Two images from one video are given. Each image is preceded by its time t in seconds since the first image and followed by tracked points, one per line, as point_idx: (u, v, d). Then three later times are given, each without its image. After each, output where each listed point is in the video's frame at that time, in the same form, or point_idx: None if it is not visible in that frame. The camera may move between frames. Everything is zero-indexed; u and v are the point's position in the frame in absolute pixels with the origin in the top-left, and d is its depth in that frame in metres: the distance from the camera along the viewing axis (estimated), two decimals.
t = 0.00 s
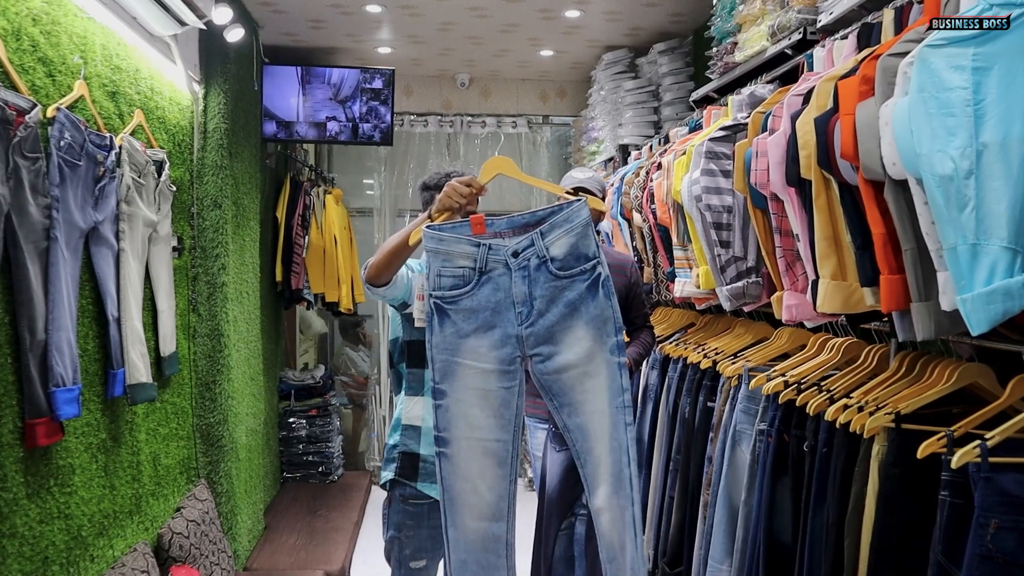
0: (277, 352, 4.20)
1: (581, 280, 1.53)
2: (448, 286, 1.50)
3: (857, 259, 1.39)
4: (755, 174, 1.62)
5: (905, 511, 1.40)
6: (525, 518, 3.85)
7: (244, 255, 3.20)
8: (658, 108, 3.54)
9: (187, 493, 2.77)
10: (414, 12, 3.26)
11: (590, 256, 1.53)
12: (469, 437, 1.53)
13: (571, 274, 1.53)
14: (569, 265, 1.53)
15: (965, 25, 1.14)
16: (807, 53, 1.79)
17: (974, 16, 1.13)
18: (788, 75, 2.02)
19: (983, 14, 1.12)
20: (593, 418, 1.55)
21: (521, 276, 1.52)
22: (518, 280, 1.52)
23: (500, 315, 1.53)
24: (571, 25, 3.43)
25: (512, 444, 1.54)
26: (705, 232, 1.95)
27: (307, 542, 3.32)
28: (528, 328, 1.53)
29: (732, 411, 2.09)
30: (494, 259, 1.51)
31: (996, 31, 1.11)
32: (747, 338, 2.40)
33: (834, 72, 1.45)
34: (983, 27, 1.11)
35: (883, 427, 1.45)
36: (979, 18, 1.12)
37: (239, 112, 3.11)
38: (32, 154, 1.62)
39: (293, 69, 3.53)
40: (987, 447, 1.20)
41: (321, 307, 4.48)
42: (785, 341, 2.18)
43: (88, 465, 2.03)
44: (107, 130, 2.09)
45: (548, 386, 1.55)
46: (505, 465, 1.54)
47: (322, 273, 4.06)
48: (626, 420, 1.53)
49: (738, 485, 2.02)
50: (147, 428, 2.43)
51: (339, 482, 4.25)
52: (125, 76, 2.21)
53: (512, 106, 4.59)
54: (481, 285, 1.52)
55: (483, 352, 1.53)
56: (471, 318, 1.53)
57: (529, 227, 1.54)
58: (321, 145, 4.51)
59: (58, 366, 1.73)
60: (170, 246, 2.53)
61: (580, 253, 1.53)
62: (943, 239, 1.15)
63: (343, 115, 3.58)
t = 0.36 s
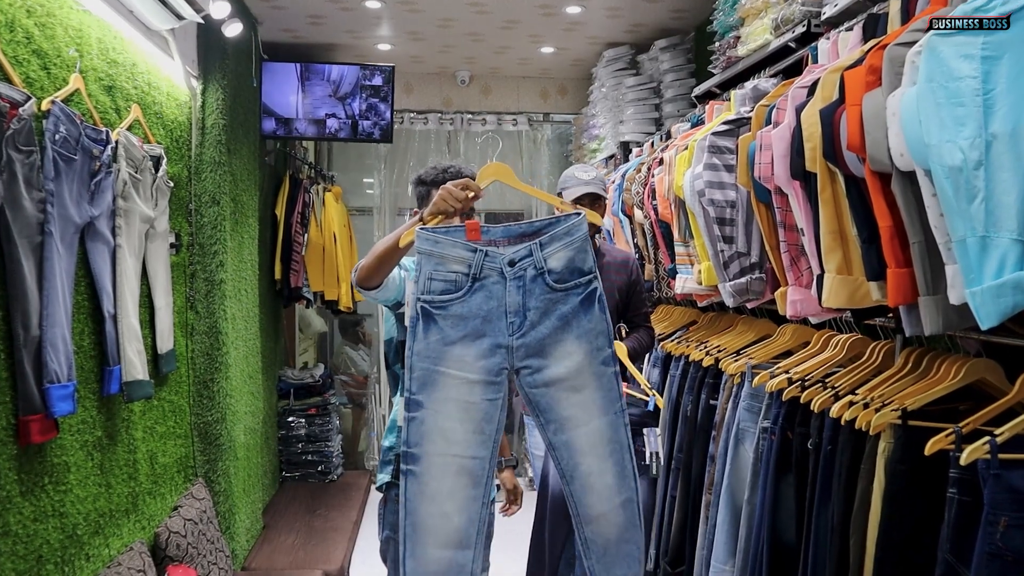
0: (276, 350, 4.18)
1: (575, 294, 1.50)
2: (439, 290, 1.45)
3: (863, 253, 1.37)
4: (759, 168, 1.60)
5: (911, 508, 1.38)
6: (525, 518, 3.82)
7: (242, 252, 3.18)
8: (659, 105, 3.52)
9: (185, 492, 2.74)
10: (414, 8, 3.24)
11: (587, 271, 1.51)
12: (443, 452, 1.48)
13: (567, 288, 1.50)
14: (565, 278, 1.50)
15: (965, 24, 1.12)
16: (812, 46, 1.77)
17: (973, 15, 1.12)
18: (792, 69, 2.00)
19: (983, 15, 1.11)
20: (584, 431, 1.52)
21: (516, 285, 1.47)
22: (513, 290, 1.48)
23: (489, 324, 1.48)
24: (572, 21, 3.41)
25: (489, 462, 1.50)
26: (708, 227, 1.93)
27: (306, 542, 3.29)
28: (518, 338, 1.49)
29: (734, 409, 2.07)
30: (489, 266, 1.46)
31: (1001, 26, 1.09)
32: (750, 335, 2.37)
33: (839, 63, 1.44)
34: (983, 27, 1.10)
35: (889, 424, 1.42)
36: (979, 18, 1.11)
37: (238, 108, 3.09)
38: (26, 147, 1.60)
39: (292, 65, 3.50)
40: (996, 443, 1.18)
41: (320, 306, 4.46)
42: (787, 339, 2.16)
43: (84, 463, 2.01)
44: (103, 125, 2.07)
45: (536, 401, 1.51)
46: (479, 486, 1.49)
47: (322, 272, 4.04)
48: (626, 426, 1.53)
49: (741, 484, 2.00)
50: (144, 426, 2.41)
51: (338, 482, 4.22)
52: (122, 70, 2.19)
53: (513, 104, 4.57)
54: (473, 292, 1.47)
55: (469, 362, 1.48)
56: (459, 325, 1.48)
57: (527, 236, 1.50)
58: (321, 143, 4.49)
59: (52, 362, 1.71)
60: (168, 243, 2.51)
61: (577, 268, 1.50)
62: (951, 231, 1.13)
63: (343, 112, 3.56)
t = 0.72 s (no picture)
0: (275, 350, 4.19)
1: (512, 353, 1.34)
2: (372, 326, 1.29)
3: (859, 250, 1.37)
4: (756, 166, 1.60)
5: (907, 503, 1.38)
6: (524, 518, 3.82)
7: (242, 252, 3.18)
8: (658, 105, 3.53)
9: (185, 490, 2.75)
10: (413, 8, 3.24)
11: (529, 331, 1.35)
12: (368, 483, 1.32)
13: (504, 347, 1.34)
14: (503, 337, 1.34)
15: (964, 25, 1.11)
16: (809, 45, 1.78)
17: (975, 16, 1.10)
18: (790, 68, 2.00)
19: (984, 15, 1.08)
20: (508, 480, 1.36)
21: (449, 335, 1.32)
22: (445, 338, 1.32)
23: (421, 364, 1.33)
24: (571, 21, 3.41)
25: (413, 492, 1.35)
26: (706, 225, 1.93)
27: (305, 541, 3.30)
28: (449, 381, 1.34)
29: (733, 407, 2.07)
30: (426, 309, 1.30)
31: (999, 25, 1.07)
32: (748, 334, 2.38)
33: (836, 60, 1.43)
34: (983, 28, 1.08)
35: (886, 420, 1.42)
36: (980, 20, 1.09)
37: (238, 108, 3.10)
38: (26, 145, 1.60)
39: (292, 65, 3.50)
40: (992, 438, 1.17)
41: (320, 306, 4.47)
42: (784, 337, 2.18)
43: (84, 460, 2.01)
44: (104, 124, 2.08)
45: (461, 441, 1.37)
46: (402, 516, 1.34)
47: (321, 271, 4.05)
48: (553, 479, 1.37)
49: (739, 481, 2.00)
50: (144, 424, 2.41)
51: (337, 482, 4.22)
52: (122, 69, 2.19)
53: (512, 104, 4.58)
54: (405, 332, 1.31)
55: (397, 397, 1.33)
56: (391, 363, 1.32)
57: (465, 287, 1.35)
58: (320, 143, 4.49)
59: (52, 360, 1.71)
60: (169, 242, 2.52)
61: (517, 327, 1.34)
62: (947, 227, 1.13)
63: (342, 112, 3.57)
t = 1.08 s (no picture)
0: (274, 351, 4.23)
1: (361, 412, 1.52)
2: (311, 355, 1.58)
3: (843, 252, 1.41)
4: (744, 169, 1.64)
5: (890, 498, 1.42)
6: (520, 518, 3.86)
7: (240, 254, 3.22)
8: (652, 108, 3.57)
9: (184, 490, 2.79)
10: (409, 12, 3.28)
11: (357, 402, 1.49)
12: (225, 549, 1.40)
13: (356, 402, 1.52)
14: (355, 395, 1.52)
15: (963, 24, 1.11)
16: (796, 50, 1.81)
17: (973, 15, 1.10)
18: (779, 72, 2.04)
19: (984, 14, 1.09)
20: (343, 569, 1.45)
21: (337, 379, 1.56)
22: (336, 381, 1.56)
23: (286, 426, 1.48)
24: (565, 25, 3.45)
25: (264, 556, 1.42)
26: (696, 227, 1.98)
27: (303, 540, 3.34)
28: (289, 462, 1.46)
29: (723, 406, 2.11)
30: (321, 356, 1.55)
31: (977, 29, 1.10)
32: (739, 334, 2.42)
33: (821, 66, 1.47)
34: (983, 27, 1.09)
35: (870, 417, 1.46)
36: (980, 19, 1.09)
37: (236, 112, 3.13)
38: (30, 149, 1.64)
39: (289, 69, 3.55)
40: (970, 434, 1.21)
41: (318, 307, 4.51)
42: (774, 336, 2.21)
43: (84, 459, 2.04)
44: (105, 128, 2.11)
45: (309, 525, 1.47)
46: None
47: (319, 273, 4.09)
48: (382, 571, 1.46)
49: (729, 479, 2.04)
50: (144, 424, 2.45)
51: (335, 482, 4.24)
52: (122, 74, 2.23)
53: (508, 107, 4.62)
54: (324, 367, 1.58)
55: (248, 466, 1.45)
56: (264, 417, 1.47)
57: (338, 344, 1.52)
58: (318, 146, 4.53)
59: (54, 360, 1.75)
60: (168, 244, 2.55)
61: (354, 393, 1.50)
62: (926, 230, 1.16)
63: (340, 115, 3.60)
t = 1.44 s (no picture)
0: (263, 353, 4.28)
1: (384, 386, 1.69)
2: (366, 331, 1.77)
3: (799, 253, 1.47)
4: (708, 174, 1.71)
5: (846, 492, 1.49)
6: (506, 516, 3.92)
7: (227, 257, 3.27)
8: (633, 112, 3.63)
9: (172, 489, 2.84)
10: (393, 19, 3.34)
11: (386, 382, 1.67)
12: None
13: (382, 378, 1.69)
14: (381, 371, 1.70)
15: (963, 25, 1.14)
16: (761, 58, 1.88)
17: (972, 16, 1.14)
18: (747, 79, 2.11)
19: (982, 14, 1.13)
20: None
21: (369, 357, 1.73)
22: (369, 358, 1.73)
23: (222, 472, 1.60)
24: (547, 31, 3.52)
25: None
26: (668, 230, 2.05)
27: (290, 539, 3.39)
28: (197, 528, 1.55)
29: (696, 404, 2.17)
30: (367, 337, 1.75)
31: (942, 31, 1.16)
32: (715, 334, 2.49)
33: (779, 76, 1.52)
34: (984, 27, 1.13)
35: (827, 414, 1.52)
36: (980, 19, 1.13)
37: (223, 117, 3.19)
38: (17, 157, 1.70)
39: (276, 75, 3.60)
40: (914, 429, 1.26)
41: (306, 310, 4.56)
42: (745, 336, 2.29)
43: (72, 458, 2.09)
44: (92, 135, 2.16)
45: None
46: None
47: (307, 276, 4.13)
48: None
49: (701, 475, 2.10)
50: (132, 425, 2.49)
51: (323, 481, 4.29)
52: (109, 82, 2.28)
53: (494, 111, 4.69)
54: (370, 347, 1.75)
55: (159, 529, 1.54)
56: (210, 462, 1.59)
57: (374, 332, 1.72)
58: (307, 150, 4.59)
59: (42, 362, 1.80)
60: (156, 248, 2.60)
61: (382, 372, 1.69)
62: (872, 233, 1.22)
63: (326, 120, 3.65)
